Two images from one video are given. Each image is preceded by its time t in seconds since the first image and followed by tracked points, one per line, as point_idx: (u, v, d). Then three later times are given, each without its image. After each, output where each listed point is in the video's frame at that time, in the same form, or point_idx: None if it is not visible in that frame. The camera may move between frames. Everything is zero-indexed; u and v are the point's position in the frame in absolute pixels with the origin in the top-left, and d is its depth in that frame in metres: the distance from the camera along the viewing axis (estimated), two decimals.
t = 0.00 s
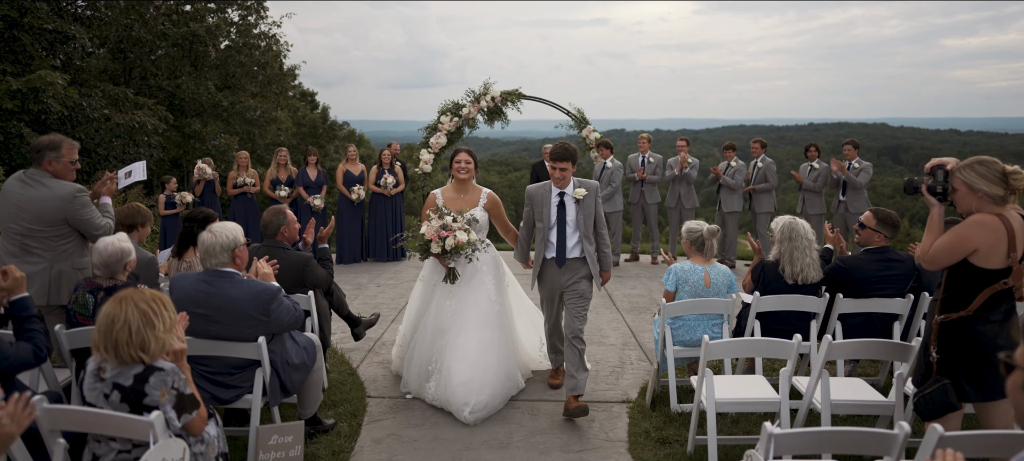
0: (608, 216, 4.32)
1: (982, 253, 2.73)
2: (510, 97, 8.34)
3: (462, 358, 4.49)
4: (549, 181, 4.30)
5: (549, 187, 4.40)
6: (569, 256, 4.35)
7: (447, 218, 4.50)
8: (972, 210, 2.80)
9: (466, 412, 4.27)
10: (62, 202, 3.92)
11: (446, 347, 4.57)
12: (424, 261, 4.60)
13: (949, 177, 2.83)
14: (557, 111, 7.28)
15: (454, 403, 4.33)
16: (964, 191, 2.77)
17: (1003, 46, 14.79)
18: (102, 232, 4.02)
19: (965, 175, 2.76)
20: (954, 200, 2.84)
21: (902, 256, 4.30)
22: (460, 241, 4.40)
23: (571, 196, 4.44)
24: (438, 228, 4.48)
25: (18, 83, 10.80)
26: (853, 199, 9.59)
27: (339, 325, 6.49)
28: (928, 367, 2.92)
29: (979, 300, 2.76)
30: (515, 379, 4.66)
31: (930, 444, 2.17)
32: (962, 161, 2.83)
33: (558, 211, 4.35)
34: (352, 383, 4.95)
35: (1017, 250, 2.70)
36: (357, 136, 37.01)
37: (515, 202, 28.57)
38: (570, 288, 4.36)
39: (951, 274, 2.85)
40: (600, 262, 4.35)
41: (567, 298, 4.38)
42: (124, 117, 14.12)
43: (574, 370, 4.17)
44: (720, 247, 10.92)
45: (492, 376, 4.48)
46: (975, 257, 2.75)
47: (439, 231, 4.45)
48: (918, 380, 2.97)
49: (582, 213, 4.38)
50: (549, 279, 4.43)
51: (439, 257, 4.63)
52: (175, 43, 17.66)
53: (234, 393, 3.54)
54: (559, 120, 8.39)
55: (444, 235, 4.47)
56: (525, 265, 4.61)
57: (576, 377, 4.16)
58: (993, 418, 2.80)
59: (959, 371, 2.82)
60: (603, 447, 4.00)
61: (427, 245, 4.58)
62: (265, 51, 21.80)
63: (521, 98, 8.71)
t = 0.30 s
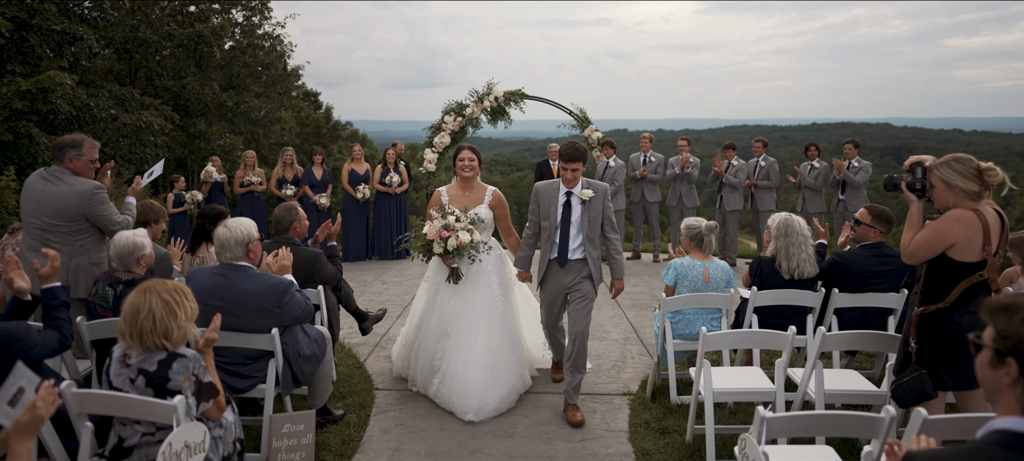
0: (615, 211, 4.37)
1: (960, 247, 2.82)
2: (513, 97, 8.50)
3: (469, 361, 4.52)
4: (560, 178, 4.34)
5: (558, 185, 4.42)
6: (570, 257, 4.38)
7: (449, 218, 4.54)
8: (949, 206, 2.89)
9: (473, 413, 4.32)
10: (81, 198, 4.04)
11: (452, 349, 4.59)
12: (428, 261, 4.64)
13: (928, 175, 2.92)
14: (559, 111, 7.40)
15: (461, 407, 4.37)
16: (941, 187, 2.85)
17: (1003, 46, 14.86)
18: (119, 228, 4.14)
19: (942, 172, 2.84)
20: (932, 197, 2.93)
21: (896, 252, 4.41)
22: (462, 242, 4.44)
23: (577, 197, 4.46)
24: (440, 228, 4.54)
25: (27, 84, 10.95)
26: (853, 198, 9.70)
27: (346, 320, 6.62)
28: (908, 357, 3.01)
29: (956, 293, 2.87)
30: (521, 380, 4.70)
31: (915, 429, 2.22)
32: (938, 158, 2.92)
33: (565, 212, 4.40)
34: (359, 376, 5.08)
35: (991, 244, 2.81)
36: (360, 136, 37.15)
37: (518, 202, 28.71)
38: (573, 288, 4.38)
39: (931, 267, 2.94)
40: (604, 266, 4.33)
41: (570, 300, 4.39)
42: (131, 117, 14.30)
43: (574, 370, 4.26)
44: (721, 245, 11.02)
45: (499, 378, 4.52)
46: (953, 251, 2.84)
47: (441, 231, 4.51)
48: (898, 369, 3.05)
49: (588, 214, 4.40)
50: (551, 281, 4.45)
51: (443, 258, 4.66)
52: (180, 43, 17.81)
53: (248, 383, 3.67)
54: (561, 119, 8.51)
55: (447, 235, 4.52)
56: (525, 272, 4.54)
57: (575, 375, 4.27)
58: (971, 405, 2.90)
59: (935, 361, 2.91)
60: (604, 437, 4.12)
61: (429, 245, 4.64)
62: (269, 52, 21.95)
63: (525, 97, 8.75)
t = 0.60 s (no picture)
0: (623, 206, 4.39)
1: (941, 243, 2.90)
2: (517, 97, 8.76)
3: (474, 358, 4.52)
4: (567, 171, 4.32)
5: (565, 178, 4.41)
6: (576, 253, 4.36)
7: (450, 215, 4.60)
8: (929, 204, 3.00)
9: (483, 410, 4.32)
10: (98, 196, 4.18)
11: (456, 347, 4.56)
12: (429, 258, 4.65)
13: (908, 175, 3.03)
14: (562, 111, 7.52)
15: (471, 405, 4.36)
16: (922, 186, 2.97)
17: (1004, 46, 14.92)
18: (136, 225, 4.28)
19: (923, 171, 2.97)
20: (913, 195, 3.04)
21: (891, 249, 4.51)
22: (463, 239, 4.48)
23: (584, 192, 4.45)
24: (441, 225, 4.61)
25: (36, 84, 11.10)
26: (853, 198, 9.79)
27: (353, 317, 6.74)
28: (888, 349, 3.12)
29: (937, 288, 2.95)
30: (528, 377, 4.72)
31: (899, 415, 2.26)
32: (918, 159, 3.05)
33: (571, 207, 4.38)
34: (367, 370, 5.20)
35: (971, 240, 2.90)
36: (364, 136, 37.31)
37: (521, 202, 28.81)
38: (580, 286, 4.36)
39: (913, 263, 3.03)
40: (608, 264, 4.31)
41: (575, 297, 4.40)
42: (137, 117, 14.50)
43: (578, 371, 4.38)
44: (722, 244, 11.13)
45: (505, 375, 4.53)
46: (934, 247, 2.93)
47: (442, 228, 4.58)
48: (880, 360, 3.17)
49: (593, 210, 4.39)
50: (557, 278, 4.41)
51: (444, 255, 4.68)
52: (185, 44, 17.95)
53: (261, 374, 3.80)
54: (564, 120, 8.64)
55: (447, 232, 4.58)
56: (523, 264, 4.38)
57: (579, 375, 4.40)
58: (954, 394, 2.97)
59: (910, 355, 3.03)
60: (606, 428, 4.25)
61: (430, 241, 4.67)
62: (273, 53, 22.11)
63: (527, 98, 9.08)
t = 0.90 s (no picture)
0: (628, 204, 4.45)
1: (923, 240, 3.02)
2: (520, 98, 8.86)
3: (474, 362, 4.47)
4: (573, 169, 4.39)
5: (570, 177, 4.45)
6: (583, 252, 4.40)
7: (451, 218, 4.61)
8: (912, 202, 3.12)
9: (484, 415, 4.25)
10: (113, 194, 4.31)
11: (456, 351, 4.49)
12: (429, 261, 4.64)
13: (892, 174, 3.15)
14: (564, 112, 7.65)
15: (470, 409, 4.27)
16: (905, 186, 3.09)
17: (1005, 46, 14.97)
18: (149, 222, 4.40)
19: (905, 171, 3.08)
20: (896, 195, 3.15)
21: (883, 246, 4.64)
22: (463, 242, 4.48)
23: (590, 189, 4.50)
24: (441, 228, 4.60)
25: (44, 85, 11.24)
26: (851, 197, 9.91)
27: (358, 314, 6.88)
28: (872, 343, 3.25)
29: (919, 284, 3.07)
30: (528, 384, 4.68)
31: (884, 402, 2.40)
32: (901, 159, 3.16)
33: (578, 204, 4.42)
34: (373, 365, 5.33)
35: (952, 237, 3.01)
36: (366, 136, 37.43)
37: (523, 202, 28.87)
38: (581, 287, 4.41)
39: (898, 260, 3.14)
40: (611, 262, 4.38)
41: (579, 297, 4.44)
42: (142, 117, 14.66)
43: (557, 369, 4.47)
44: (723, 243, 11.24)
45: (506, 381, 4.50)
46: (918, 244, 3.05)
47: (443, 230, 4.56)
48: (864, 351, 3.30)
49: (599, 207, 4.44)
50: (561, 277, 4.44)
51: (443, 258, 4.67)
52: (190, 45, 18.11)
53: (273, 367, 3.94)
54: (566, 120, 8.78)
55: (447, 235, 4.57)
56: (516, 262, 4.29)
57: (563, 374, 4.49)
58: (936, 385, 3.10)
59: (891, 349, 3.16)
60: (606, 420, 4.37)
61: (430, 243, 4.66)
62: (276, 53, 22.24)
63: (530, 99, 9.21)
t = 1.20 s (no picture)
0: (631, 210, 4.46)
1: (910, 236, 3.15)
2: (522, 99, 8.98)
3: (475, 371, 4.32)
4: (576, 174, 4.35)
5: (574, 183, 4.39)
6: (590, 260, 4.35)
7: (453, 223, 4.45)
8: (897, 200, 3.24)
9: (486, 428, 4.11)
10: (130, 192, 4.45)
11: (459, 360, 4.33)
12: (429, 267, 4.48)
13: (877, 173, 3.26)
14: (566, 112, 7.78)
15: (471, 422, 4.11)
16: (891, 184, 3.20)
17: (1007, 46, 15.02)
18: (164, 218, 4.54)
19: (891, 170, 3.20)
20: (882, 193, 3.26)
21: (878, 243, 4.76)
22: (465, 248, 4.34)
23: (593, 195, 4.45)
24: (443, 233, 4.45)
25: (53, 85, 11.42)
26: (851, 197, 10.01)
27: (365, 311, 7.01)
28: (860, 335, 3.37)
29: (904, 279, 3.19)
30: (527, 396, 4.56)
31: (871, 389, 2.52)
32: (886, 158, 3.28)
33: (583, 211, 4.35)
34: (380, 360, 5.47)
35: (936, 233, 3.15)
36: (370, 136, 37.56)
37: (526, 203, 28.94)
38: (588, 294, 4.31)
39: (885, 256, 3.26)
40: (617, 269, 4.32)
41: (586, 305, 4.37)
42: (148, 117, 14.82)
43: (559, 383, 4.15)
44: (724, 242, 11.34)
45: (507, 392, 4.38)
46: (904, 241, 3.17)
47: (444, 236, 4.40)
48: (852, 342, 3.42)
49: (604, 215, 4.39)
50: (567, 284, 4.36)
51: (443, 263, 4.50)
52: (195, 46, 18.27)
53: (286, 359, 4.07)
54: (568, 120, 8.91)
55: (448, 240, 4.42)
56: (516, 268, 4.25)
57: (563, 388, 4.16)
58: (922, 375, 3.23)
59: (878, 343, 3.28)
60: (607, 412, 4.50)
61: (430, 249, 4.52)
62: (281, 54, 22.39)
63: (533, 99, 9.32)
